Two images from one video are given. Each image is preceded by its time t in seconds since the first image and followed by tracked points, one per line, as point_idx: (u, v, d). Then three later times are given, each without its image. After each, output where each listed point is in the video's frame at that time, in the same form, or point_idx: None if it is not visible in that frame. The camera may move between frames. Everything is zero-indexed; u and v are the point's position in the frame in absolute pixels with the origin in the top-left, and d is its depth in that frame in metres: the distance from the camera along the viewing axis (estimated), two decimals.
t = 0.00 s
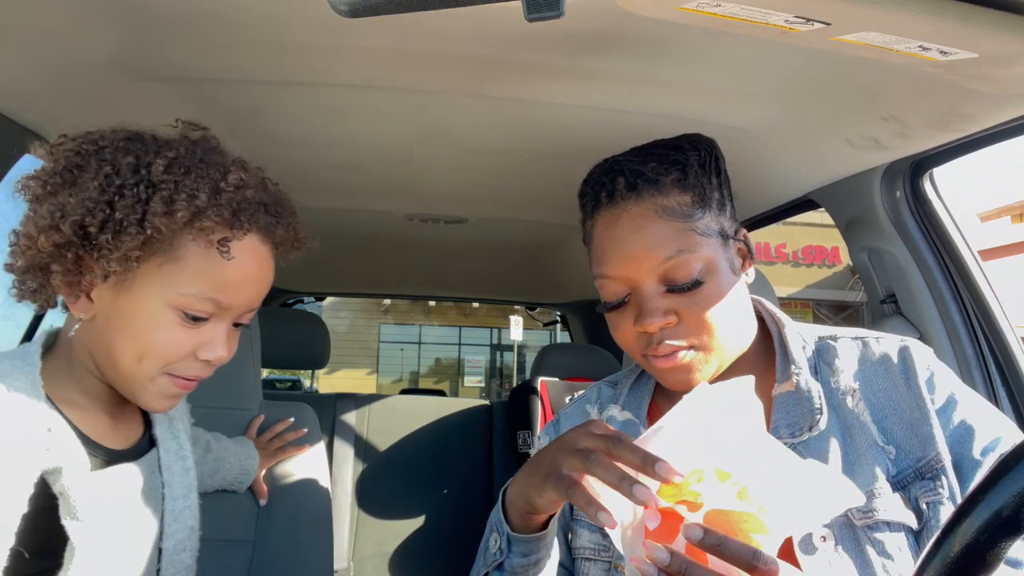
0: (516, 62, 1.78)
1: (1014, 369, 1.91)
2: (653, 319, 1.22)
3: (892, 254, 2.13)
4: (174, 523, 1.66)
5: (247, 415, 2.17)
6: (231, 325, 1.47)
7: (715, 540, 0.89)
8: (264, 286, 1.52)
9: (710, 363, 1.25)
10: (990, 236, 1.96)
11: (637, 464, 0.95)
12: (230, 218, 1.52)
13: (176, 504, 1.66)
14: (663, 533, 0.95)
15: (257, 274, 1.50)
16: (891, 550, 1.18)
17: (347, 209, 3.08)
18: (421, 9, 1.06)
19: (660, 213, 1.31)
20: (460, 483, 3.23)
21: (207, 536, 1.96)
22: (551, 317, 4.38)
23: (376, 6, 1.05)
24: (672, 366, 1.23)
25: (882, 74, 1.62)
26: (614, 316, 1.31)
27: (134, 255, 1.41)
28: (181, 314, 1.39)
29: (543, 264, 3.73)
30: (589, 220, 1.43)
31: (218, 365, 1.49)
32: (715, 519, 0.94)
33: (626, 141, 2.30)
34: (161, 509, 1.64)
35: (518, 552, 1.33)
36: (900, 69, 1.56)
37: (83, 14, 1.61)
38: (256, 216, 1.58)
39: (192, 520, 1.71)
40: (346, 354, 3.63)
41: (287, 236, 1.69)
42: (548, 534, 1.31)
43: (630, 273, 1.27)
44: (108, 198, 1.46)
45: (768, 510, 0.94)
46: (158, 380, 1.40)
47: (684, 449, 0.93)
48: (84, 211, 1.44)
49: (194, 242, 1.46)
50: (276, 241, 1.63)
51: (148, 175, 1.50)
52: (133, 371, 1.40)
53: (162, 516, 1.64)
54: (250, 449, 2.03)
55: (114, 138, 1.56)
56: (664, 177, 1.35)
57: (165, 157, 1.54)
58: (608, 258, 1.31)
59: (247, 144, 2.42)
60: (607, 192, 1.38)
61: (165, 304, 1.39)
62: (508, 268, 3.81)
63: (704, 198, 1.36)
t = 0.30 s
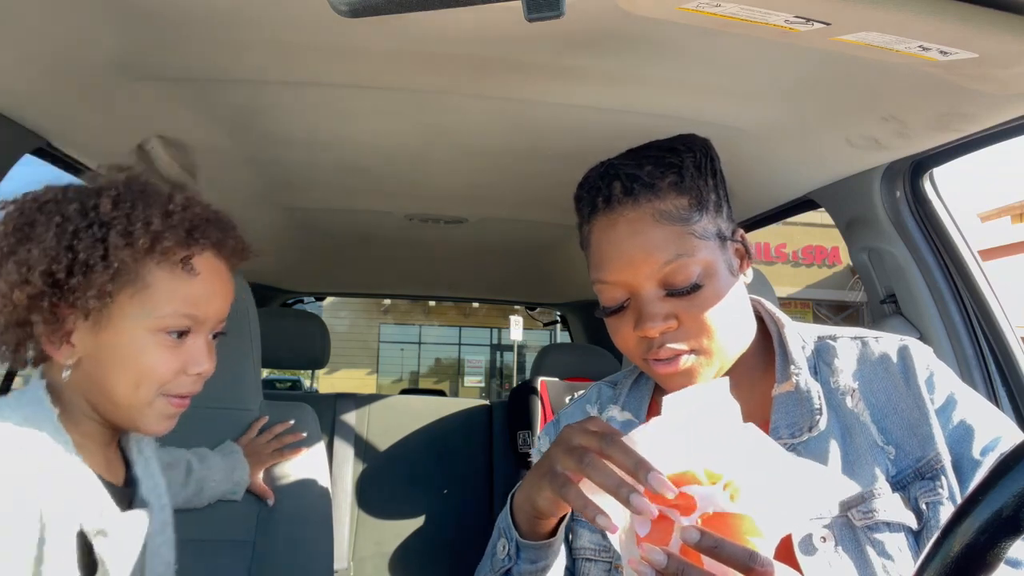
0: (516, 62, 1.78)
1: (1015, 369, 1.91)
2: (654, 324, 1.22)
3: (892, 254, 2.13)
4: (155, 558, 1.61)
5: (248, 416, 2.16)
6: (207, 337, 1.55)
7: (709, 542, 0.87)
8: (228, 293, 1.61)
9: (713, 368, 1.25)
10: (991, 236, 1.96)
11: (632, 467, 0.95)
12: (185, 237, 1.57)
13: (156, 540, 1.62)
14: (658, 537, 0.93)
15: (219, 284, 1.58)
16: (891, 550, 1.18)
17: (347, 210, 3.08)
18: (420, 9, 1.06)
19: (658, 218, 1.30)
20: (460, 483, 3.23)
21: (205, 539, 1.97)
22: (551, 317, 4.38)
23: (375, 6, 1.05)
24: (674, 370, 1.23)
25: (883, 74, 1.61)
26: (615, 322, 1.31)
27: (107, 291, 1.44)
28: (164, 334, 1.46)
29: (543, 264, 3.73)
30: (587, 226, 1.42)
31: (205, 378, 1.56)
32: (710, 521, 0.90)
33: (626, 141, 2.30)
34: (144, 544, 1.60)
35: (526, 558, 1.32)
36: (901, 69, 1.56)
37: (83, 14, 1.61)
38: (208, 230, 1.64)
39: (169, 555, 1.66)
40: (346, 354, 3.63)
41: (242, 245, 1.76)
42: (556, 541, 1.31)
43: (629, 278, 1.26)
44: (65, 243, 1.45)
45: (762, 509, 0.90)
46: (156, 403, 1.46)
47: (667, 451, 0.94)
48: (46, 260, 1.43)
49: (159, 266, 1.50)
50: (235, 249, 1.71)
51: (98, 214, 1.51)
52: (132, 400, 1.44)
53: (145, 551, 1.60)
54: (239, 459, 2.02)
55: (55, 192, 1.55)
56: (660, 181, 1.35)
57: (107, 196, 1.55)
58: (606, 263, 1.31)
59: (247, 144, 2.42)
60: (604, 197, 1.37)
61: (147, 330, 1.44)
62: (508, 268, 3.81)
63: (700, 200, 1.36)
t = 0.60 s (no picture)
0: (517, 62, 1.78)
1: (1014, 369, 1.91)
2: (653, 324, 1.20)
3: (892, 254, 2.13)
4: None
5: (248, 416, 2.16)
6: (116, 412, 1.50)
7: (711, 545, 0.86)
8: (131, 365, 1.55)
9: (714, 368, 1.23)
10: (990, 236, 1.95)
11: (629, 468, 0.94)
12: (73, 319, 1.49)
13: None
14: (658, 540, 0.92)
15: (118, 360, 1.52)
16: (891, 550, 1.17)
17: (347, 210, 3.08)
18: (419, 8, 1.06)
19: (655, 218, 1.27)
20: (460, 483, 3.23)
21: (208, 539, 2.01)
22: (551, 317, 4.38)
23: (375, 6, 1.05)
24: (674, 371, 1.21)
25: (884, 74, 1.61)
26: (613, 323, 1.29)
27: None
28: (67, 420, 1.41)
29: (543, 264, 3.73)
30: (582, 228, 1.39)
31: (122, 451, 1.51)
32: (713, 520, 0.89)
33: (626, 141, 2.30)
34: None
35: (526, 559, 1.32)
36: (902, 69, 1.56)
37: (83, 14, 1.61)
38: (101, 307, 1.57)
39: None
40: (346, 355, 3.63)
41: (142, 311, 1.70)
42: (556, 543, 1.30)
43: (627, 279, 1.24)
44: None
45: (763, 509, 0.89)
46: (71, 486, 1.42)
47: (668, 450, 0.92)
48: None
49: (49, 355, 1.43)
50: (134, 317, 1.65)
51: None
52: (46, 487, 1.40)
53: None
54: (223, 466, 2.02)
55: None
56: (657, 181, 1.32)
57: None
58: (603, 264, 1.28)
59: (247, 144, 2.42)
60: (602, 199, 1.34)
61: (47, 418, 1.39)
62: (508, 268, 3.81)
63: (698, 200, 1.33)
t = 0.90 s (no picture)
0: (516, 62, 1.78)
1: (1014, 369, 1.91)
2: (657, 320, 1.19)
3: (892, 254, 2.13)
4: None
5: (249, 416, 2.16)
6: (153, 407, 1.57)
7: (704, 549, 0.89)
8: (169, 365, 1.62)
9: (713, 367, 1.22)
10: (990, 236, 1.95)
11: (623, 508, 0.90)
12: (120, 317, 1.58)
13: None
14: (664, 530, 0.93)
15: (158, 358, 1.59)
16: (887, 544, 1.15)
17: (348, 210, 3.08)
18: (420, 9, 1.06)
19: (665, 213, 1.27)
20: (460, 483, 3.23)
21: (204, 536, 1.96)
22: (551, 317, 4.38)
23: (375, 6, 1.05)
24: (675, 368, 1.20)
25: (883, 74, 1.61)
26: (616, 317, 1.28)
27: (46, 380, 1.45)
28: (108, 410, 1.48)
29: (543, 264, 3.73)
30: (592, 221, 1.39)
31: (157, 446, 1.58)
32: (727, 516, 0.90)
33: (626, 140, 2.30)
34: None
35: (510, 568, 1.24)
36: (902, 69, 1.56)
37: (82, 14, 1.61)
38: (142, 308, 1.64)
39: None
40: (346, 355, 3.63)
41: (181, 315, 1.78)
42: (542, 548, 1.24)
43: (634, 273, 1.24)
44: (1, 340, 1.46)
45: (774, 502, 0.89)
46: (111, 474, 1.48)
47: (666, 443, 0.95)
48: None
49: (95, 349, 1.51)
50: (173, 321, 1.73)
51: (32, 311, 1.51)
52: (87, 474, 1.46)
53: None
54: (227, 497, 1.97)
55: None
56: (668, 177, 1.31)
57: (40, 293, 1.55)
58: (611, 258, 1.28)
59: (247, 144, 2.42)
60: (612, 192, 1.34)
61: (92, 408, 1.47)
62: (508, 268, 3.81)
63: (708, 198, 1.33)
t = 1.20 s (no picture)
0: (516, 62, 1.78)
1: (1015, 369, 1.90)
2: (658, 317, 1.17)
3: (892, 254, 2.13)
4: None
5: (248, 416, 2.15)
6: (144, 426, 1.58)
7: (722, 536, 0.78)
8: (161, 386, 1.64)
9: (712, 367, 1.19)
10: (990, 236, 1.96)
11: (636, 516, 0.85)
12: (118, 335, 1.59)
13: None
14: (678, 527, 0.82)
15: (152, 379, 1.61)
16: (874, 517, 1.13)
17: (348, 210, 3.08)
18: (420, 9, 1.06)
19: (668, 212, 1.26)
20: (460, 483, 3.23)
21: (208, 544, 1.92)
22: (551, 317, 4.38)
23: (375, 5, 1.05)
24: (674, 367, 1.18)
25: (883, 74, 1.61)
26: (619, 315, 1.27)
27: (41, 396, 1.45)
28: (103, 427, 1.49)
29: (543, 264, 3.73)
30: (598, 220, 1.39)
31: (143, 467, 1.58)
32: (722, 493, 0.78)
33: (625, 140, 2.30)
34: None
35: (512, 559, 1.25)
36: (902, 69, 1.56)
37: (82, 15, 1.61)
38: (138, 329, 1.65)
39: None
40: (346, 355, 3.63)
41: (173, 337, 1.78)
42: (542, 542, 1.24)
43: (635, 271, 1.23)
44: None
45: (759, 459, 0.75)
46: (101, 491, 1.48)
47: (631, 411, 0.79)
48: None
49: (90, 367, 1.51)
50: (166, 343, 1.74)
51: (29, 327, 1.51)
52: (77, 492, 1.46)
53: None
54: (230, 519, 1.94)
55: None
56: (673, 176, 1.31)
57: (38, 309, 1.55)
58: (615, 256, 1.27)
59: (247, 143, 2.42)
60: (618, 191, 1.34)
61: (86, 425, 1.47)
62: (508, 268, 3.81)
63: (713, 200, 1.32)
